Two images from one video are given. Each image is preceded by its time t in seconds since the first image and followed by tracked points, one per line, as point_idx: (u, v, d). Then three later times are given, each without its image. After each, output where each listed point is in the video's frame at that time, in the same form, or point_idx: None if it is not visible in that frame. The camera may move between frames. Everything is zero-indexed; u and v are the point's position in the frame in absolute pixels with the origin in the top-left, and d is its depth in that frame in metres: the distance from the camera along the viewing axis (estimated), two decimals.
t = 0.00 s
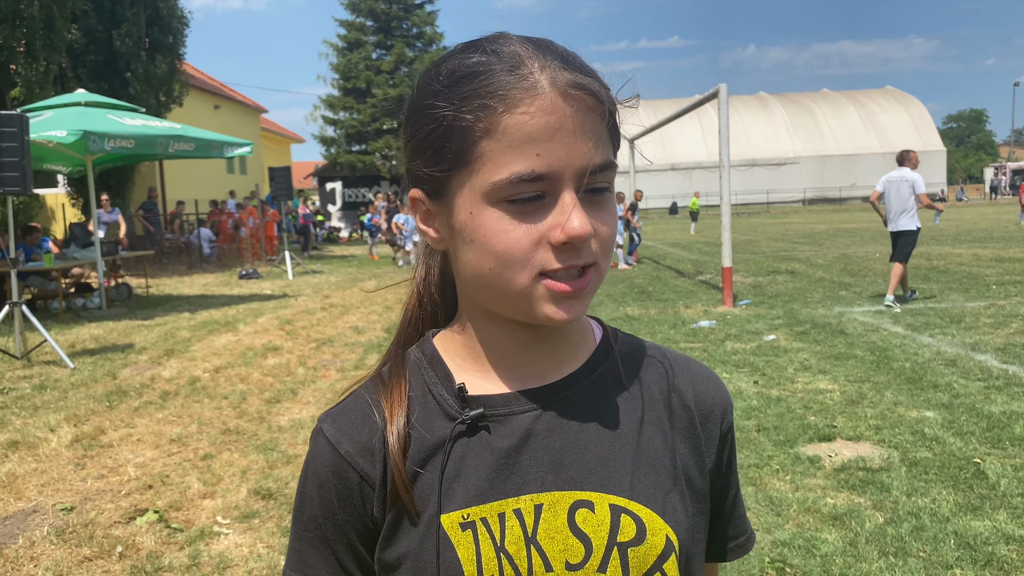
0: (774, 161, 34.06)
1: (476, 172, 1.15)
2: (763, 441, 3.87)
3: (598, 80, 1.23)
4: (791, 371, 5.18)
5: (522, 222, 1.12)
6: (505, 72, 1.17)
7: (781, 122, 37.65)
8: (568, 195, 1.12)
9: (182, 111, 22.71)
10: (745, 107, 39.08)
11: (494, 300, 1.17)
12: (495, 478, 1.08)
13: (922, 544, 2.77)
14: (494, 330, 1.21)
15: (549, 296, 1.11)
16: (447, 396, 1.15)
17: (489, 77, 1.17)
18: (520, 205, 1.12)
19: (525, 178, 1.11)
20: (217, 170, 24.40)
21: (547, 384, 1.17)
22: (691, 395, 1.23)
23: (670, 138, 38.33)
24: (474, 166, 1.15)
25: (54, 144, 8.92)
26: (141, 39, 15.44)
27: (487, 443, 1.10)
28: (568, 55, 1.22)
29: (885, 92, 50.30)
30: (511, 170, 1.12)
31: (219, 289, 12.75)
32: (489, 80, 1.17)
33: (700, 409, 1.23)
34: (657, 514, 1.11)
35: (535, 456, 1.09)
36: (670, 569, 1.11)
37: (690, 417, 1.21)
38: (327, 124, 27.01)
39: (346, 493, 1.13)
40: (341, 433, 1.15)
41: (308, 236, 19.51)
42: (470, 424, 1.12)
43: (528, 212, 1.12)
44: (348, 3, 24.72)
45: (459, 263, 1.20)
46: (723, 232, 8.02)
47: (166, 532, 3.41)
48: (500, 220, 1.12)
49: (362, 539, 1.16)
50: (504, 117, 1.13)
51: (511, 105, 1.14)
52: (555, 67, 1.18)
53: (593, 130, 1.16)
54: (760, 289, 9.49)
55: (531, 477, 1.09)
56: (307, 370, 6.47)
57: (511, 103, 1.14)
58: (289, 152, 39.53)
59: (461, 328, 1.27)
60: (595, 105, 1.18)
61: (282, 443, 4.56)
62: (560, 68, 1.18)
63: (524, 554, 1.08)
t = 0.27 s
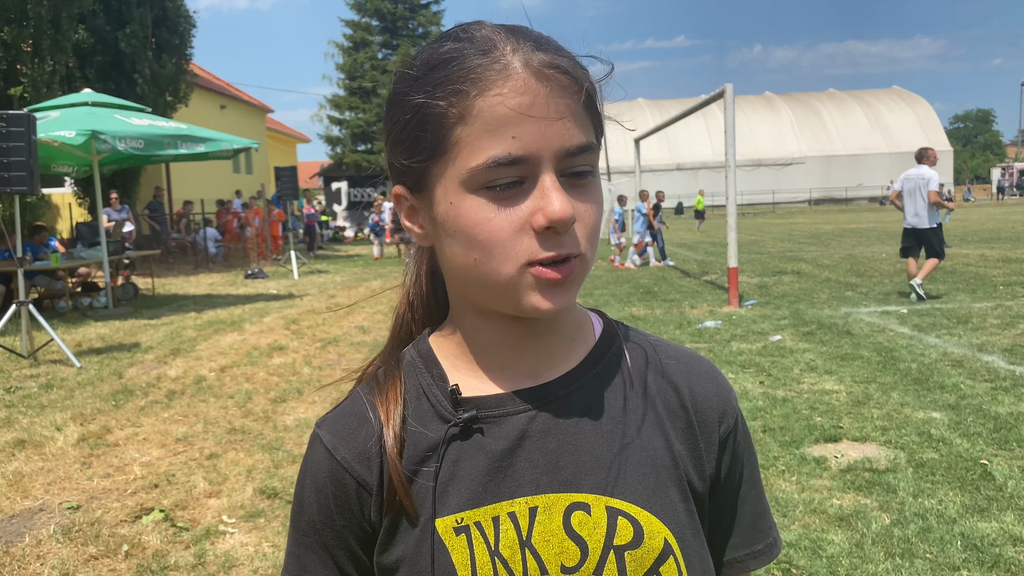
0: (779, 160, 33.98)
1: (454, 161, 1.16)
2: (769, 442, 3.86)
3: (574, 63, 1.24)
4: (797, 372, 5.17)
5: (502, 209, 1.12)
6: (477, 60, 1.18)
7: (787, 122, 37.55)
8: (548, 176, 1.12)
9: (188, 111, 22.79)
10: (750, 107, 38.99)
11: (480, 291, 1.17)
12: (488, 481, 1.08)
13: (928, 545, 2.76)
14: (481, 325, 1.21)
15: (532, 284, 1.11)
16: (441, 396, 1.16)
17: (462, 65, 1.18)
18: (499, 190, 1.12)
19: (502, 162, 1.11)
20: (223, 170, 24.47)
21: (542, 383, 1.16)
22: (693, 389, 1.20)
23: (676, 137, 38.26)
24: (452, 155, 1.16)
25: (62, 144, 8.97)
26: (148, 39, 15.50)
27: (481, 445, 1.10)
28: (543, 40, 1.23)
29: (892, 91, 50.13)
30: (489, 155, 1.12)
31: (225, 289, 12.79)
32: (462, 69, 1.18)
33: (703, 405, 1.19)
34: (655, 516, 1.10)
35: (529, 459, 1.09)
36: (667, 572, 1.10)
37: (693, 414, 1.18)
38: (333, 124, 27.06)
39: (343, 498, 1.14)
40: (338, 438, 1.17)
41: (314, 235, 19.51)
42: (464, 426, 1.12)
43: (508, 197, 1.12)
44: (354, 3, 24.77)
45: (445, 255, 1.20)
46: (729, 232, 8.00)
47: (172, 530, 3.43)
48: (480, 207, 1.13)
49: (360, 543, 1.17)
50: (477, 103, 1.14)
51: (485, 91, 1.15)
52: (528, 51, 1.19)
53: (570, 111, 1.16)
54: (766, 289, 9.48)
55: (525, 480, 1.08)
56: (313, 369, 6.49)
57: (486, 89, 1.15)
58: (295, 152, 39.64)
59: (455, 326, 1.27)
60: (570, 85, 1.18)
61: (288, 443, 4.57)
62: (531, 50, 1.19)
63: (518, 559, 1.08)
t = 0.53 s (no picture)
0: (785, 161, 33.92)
1: (435, 168, 1.17)
2: (774, 444, 3.86)
3: (553, 67, 1.24)
4: (802, 374, 5.17)
5: (481, 212, 1.13)
6: (453, 68, 1.20)
7: (793, 123, 37.46)
8: (524, 178, 1.12)
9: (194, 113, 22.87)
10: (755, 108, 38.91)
11: (465, 296, 1.18)
12: (473, 483, 1.09)
13: (934, 548, 2.76)
14: (469, 329, 1.22)
15: (512, 286, 1.11)
16: (432, 400, 1.18)
17: (439, 75, 1.21)
18: (478, 193, 1.13)
19: (479, 166, 1.13)
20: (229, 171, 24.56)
21: (531, 387, 1.16)
22: (686, 390, 1.17)
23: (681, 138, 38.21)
24: (432, 163, 1.18)
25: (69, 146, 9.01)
26: (154, 41, 15.56)
27: (468, 449, 1.11)
28: (520, 45, 1.25)
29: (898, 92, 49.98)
30: (466, 160, 1.13)
31: (231, 290, 12.83)
32: (438, 78, 1.21)
33: (694, 405, 1.16)
34: (640, 521, 1.08)
35: (515, 463, 1.09)
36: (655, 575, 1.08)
37: (684, 415, 1.15)
38: (338, 126, 27.12)
39: (341, 495, 1.20)
40: (336, 439, 1.21)
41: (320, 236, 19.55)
42: (452, 430, 1.13)
43: (487, 200, 1.13)
44: (360, 5, 24.83)
45: (431, 261, 1.22)
46: (734, 234, 8.00)
47: (178, 531, 3.45)
48: (460, 211, 1.14)
49: (361, 534, 1.23)
50: (453, 109, 1.16)
51: (461, 97, 1.16)
52: (504, 57, 1.20)
53: (547, 111, 1.16)
54: (771, 291, 9.47)
55: (511, 482, 1.08)
56: (318, 370, 6.52)
57: (462, 96, 1.16)
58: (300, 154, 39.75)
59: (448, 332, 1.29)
60: (548, 88, 1.18)
61: (293, 444, 4.59)
62: (507, 57, 1.20)
63: (502, 560, 1.08)
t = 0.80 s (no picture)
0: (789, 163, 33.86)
1: (433, 178, 1.18)
2: (779, 447, 3.85)
3: (548, 78, 1.25)
4: (807, 376, 5.16)
5: (478, 220, 1.13)
6: (450, 81, 1.21)
7: (797, 124, 37.39)
8: (520, 187, 1.13)
9: (199, 115, 22.94)
10: (760, 109, 38.83)
11: (465, 303, 1.18)
12: (472, 483, 1.10)
13: (940, 551, 2.75)
14: (469, 334, 1.23)
15: (508, 293, 1.12)
16: (434, 401, 1.18)
17: (437, 88, 1.22)
18: (476, 203, 1.14)
19: (475, 176, 1.14)
20: (234, 173, 24.63)
21: (529, 391, 1.16)
22: (680, 394, 1.16)
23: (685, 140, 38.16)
24: (432, 173, 1.19)
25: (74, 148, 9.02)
26: (160, 43, 15.62)
27: (468, 450, 1.12)
28: (518, 57, 1.25)
29: (904, 93, 49.81)
30: (463, 170, 1.14)
31: (236, 292, 12.87)
32: (436, 92, 1.22)
33: (689, 409, 1.16)
34: (634, 521, 1.08)
35: (514, 463, 1.09)
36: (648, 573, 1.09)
37: (679, 418, 1.15)
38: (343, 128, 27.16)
39: (347, 489, 1.22)
40: (344, 436, 1.23)
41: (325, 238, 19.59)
42: (453, 430, 1.14)
43: (485, 209, 1.14)
44: (364, 7, 24.89)
45: (431, 269, 1.22)
46: (738, 235, 7.98)
47: (183, 533, 3.46)
48: (458, 221, 1.15)
49: (367, 526, 1.25)
50: (450, 122, 1.17)
51: (458, 109, 1.17)
52: (501, 69, 1.21)
53: (543, 122, 1.17)
54: (776, 292, 9.45)
55: (509, 481, 1.09)
56: (323, 372, 6.53)
57: (460, 108, 1.17)
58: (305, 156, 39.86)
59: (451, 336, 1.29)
60: (544, 99, 1.19)
61: (297, 446, 4.60)
62: (504, 69, 1.21)
63: (501, 556, 1.09)
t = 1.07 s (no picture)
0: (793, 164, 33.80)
1: (463, 177, 1.19)
2: (783, 449, 3.84)
3: (583, 86, 1.25)
4: (811, 378, 5.14)
5: (507, 221, 1.14)
6: (487, 82, 1.21)
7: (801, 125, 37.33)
8: (551, 191, 1.13)
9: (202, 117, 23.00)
10: (764, 110, 38.77)
11: (490, 303, 1.19)
12: (493, 476, 1.09)
13: (945, 553, 2.75)
14: (491, 333, 1.23)
15: (534, 294, 1.12)
16: (454, 397, 1.18)
17: (473, 88, 1.21)
18: (507, 205, 1.14)
19: (508, 178, 1.14)
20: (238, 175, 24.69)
21: (548, 387, 1.17)
22: (696, 392, 1.18)
23: (689, 141, 38.13)
24: (463, 172, 1.19)
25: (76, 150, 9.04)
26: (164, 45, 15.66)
27: (489, 443, 1.12)
28: (555, 63, 1.25)
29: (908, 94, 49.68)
30: (495, 171, 1.15)
31: (239, 294, 12.89)
32: (473, 92, 1.22)
33: (703, 407, 1.17)
34: (653, 514, 1.08)
35: (534, 456, 1.10)
36: (664, 567, 1.09)
37: (694, 415, 1.16)
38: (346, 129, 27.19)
39: (366, 486, 1.20)
40: (363, 431, 1.21)
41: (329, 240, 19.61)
42: (473, 424, 1.14)
43: (515, 211, 1.14)
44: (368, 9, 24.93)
45: (456, 267, 1.23)
46: (742, 237, 7.97)
47: (187, 535, 3.47)
48: (487, 221, 1.15)
49: (385, 525, 1.23)
50: (486, 123, 1.16)
51: (494, 111, 1.17)
52: (539, 75, 1.21)
53: (576, 130, 1.17)
54: (780, 294, 9.43)
55: (529, 474, 1.09)
56: (326, 373, 6.54)
57: (495, 110, 1.17)
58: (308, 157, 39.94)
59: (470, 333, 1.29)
60: (579, 106, 1.20)
61: (301, 447, 4.60)
62: (540, 76, 1.22)
63: (521, 548, 1.09)
